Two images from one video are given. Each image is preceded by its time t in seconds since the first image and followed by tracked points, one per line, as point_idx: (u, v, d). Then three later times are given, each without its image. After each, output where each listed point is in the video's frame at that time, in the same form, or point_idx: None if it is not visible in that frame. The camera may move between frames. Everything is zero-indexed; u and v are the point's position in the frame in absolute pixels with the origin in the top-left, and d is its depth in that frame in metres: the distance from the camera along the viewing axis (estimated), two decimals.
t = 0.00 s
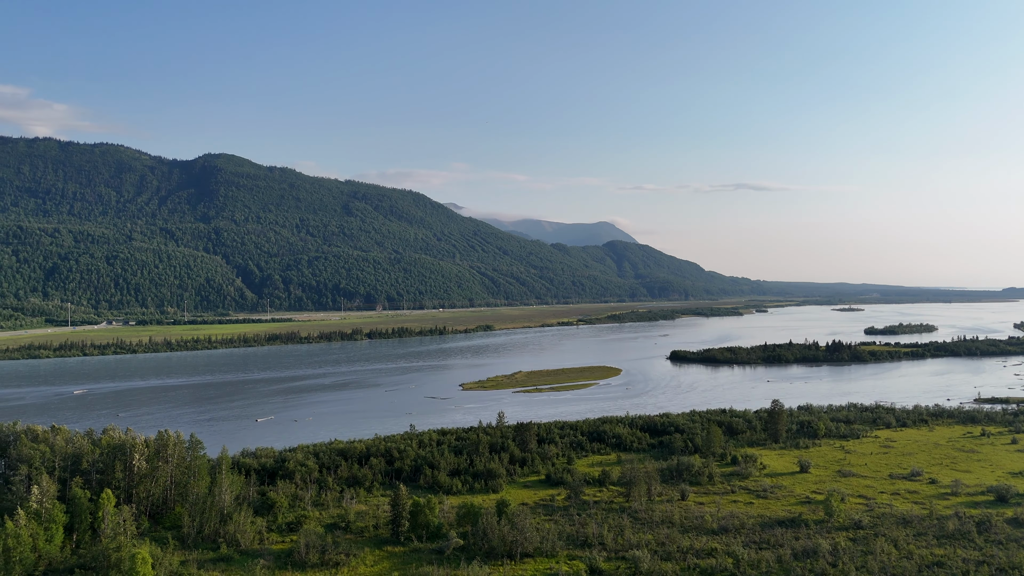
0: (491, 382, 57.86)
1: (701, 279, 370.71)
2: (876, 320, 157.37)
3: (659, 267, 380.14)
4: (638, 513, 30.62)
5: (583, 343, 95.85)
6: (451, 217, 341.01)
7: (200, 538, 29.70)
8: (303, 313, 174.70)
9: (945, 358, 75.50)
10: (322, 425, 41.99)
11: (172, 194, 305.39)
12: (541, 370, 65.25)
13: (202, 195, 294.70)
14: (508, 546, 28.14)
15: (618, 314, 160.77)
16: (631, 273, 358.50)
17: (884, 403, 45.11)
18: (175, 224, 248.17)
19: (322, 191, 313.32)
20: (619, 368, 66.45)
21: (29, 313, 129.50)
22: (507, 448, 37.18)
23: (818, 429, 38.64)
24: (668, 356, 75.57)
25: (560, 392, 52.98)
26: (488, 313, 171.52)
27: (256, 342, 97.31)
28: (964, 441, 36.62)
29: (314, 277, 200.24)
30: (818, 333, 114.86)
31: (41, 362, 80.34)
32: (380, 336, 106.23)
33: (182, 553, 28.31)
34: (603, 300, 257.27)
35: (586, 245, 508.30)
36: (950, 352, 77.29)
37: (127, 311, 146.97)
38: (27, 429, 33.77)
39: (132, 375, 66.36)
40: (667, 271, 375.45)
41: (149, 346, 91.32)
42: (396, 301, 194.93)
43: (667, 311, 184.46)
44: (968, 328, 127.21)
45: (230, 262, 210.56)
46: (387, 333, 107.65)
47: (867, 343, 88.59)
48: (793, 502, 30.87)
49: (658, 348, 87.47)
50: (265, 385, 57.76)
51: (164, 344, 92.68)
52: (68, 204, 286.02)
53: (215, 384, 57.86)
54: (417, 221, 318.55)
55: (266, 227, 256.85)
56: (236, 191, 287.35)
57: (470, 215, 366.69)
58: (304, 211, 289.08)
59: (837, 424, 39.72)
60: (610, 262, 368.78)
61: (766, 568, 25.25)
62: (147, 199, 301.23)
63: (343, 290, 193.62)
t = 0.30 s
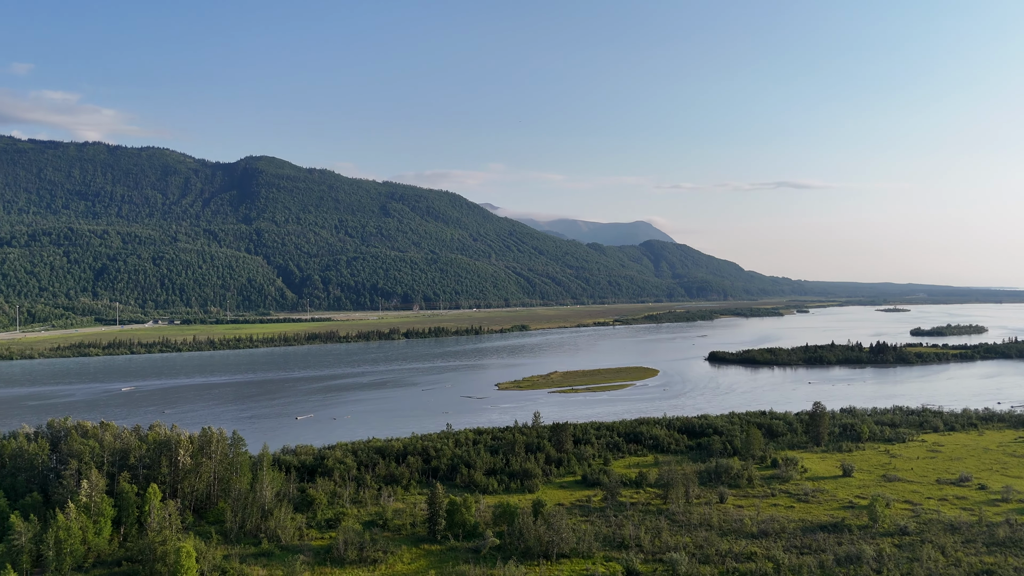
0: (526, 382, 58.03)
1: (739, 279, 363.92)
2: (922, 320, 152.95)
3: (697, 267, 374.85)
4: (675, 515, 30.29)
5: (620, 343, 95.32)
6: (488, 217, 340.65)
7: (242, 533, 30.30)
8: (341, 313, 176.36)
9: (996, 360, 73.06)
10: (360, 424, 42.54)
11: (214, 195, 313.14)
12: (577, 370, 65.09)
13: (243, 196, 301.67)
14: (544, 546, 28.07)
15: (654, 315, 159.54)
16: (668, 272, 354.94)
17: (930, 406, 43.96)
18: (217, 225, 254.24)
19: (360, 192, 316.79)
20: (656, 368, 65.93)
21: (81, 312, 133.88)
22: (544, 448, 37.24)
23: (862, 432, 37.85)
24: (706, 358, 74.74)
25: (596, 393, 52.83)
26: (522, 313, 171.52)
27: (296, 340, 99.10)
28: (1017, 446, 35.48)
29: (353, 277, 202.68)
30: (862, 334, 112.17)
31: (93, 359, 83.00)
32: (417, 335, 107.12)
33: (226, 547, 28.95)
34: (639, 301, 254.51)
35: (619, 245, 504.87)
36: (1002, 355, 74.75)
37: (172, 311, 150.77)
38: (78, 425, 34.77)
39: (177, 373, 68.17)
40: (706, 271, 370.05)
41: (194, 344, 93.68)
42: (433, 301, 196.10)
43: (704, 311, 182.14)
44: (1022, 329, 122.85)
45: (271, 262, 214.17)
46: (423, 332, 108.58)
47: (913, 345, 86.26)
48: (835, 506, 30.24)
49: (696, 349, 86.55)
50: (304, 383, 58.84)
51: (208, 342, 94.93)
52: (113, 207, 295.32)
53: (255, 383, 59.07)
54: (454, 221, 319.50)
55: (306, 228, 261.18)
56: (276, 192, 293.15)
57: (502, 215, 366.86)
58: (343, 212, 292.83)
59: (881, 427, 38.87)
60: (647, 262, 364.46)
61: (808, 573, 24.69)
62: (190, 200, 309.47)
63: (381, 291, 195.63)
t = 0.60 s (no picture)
0: (562, 382, 58.05)
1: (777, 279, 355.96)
2: (971, 321, 148.00)
3: (736, 267, 368.58)
4: (714, 518, 29.85)
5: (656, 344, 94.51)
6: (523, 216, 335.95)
7: (282, 529, 30.86)
8: (378, 312, 176.25)
9: None
10: (398, 422, 43.09)
11: (256, 197, 321.40)
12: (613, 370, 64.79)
13: (283, 198, 309.12)
14: (580, 547, 27.88)
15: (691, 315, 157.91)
16: (706, 273, 350.20)
17: (978, 410, 42.66)
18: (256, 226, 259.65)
19: (397, 193, 318.85)
20: (693, 369, 65.22)
21: (128, 311, 138.17)
22: (579, 449, 37.26)
23: (907, 436, 36.99)
24: (745, 359, 73.78)
25: (632, 393, 52.60)
26: (557, 313, 170.87)
27: (335, 339, 100.68)
28: None
29: (390, 277, 203.53)
30: (908, 335, 109.12)
31: (139, 357, 85.57)
32: (453, 335, 107.70)
33: (266, 542, 29.48)
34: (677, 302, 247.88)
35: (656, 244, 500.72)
36: None
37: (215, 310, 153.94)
38: (125, 422, 35.72)
39: (220, 371, 69.67)
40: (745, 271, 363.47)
41: (236, 343, 95.89)
42: (469, 300, 194.98)
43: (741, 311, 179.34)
44: None
45: (312, 262, 217.39)
46: (459, 331, 109.15)
47: (962, 347, 83.70)
48: (879, 512, 29.55)
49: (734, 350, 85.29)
50: (342, 381, 59.68)
51: (249, 341, 96.98)
52: (158, 209, 304.17)
53: (296, 381, 60.22)
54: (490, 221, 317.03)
55: (343, 229, 265.10)
56: (316, 194, 299.01)
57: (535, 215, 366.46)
58: (380, 213, 296.03)
59: (928, 431, 37.92)
60: (683, 262, 359.42)
61: None
62: (233, 202, 318.34)
63: (417, 290, 195.49)
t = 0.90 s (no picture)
0: (598, 383, 58.04)
1: (817, 279, 348.57)
2: None
3: (776, 267, 361.91)
4: (753, 521, 29.34)
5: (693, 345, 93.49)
6: (556, 217, 324.41)
7: (321, 525, 31.33)
8: (415, 313, 174.83)
9: None
10: (434, 421, 43.83)
11: (297, 198, 328.66)
12: (650, 371, 64.53)
13: (324, 199, 315.80)
14: (616, 549, 27.56)
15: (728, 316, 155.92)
16: (746, 272, 344.76)
17: None
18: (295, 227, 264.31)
19: (434, 194, 319.06)
20: (732, 371, 64.49)
21: (173, 310, 142.19)
22: (616, 450, 37.32)
23: (956, 440, 36.01)
24: (785, 360, 72.59)
25: (669, 395, 52.39)
26: (593, 313, 169.51)
27: (372, 339, 102.04)
28: None
29: (427, 277, 203.00)
30: (959, 337, 105.54)
31: (184, 355, 88.02)
32: (488, 334, 108.10)
33: (306, 539, 29.93)
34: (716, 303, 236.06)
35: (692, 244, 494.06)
36: None
37: (256, 310, 156.26)
38: (170, 418, 36.62)
39: (261, 370, 71.18)
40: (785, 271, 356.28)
41: (277, 342, 97.86)
42: (504, 300, 190.03)
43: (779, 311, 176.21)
44: None
45: (350, 263, 220.13)
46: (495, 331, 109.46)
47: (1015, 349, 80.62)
48: (926, 518, 28.76)
49: (774, 352, 83.78)
50: (379, 380, 60.49)
51: (290, 340, 98.87)
52: (200, 210, 311.88)
53: (334, 379, 61.34)
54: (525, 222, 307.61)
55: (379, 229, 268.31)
56: (356, 195, 304.72)
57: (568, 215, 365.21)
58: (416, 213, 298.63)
59: (978, 435, 36.88)
60: (722, 262, 354.58)
61: None
62: (275, 203, 326.09)
63: (453, 290, 193.21)
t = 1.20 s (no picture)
0: (634, 383, 58.06)
1: (861, 279, 340.97)
2: None
3: (818, 267, 354.79)
4: (794, 525, 28.81)
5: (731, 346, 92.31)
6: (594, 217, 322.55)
7: (359, 522, 31.61)
8: (452, 312, 175.66)
9: None
10: (470, 421, 44.68)
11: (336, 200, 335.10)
12: (687, 372, 64.24)
13: (362, 200, 321.30)
14: (653, 551, 27.26)
15: (766, 316, 153.41)
16: (786, 272, 338.95)
17: None
18: (331, 228, 268.49)
19: (471, 195, 320.39)
20: (771, 372, 63.71)
21: (216, 309, 145.82)
22: (653, 451, 37.40)
23: (1007, 446, 34.92)
24: (827, 362, 71.24)
25: (707, 396, 52.11)
26: (628, 313, 168.36)
27: (409, 338, 103.16)
28: None
29: (463, 277, 203.46)
30: (1012, 339, 101.79)
31: (227, 354, 90.07)
32: (524, 334, 108.26)
33: (344, 535, 30.31)
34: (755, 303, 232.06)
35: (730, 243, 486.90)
36: None
37: (296, 310, 158.26)
38: (213, 415, 37.49)
39: (301, 368, 72.54)
40: (827, 271, 348.77)
41: (317, 340, 99.60)
42: (540, 300, 189.41)
43: (818, 312, 172.64)
44: None
45: (388, 262, 222.70)
46: (531, 331, 109.62)
47: None
48: (975, 525, 27.95)
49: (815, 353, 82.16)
50: (417, 379, 61.34)
51: (329, 339, 100.52)
52: (241, 211, 319.41)
53: (372, 378, 62.48)
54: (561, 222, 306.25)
55: (417, 229, 272.60)
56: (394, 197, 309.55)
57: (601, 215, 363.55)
58: (453, 213, 301.07)
59: None
60: (762, 262, 349.06)
61: None
62: (313, 205, 333.01)
63: (489, 290, 193.14)
